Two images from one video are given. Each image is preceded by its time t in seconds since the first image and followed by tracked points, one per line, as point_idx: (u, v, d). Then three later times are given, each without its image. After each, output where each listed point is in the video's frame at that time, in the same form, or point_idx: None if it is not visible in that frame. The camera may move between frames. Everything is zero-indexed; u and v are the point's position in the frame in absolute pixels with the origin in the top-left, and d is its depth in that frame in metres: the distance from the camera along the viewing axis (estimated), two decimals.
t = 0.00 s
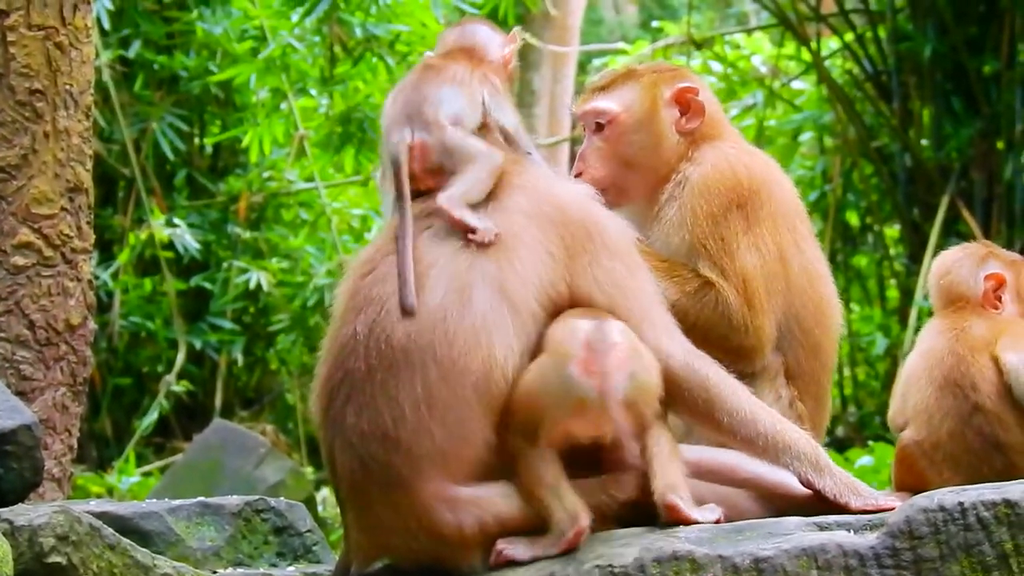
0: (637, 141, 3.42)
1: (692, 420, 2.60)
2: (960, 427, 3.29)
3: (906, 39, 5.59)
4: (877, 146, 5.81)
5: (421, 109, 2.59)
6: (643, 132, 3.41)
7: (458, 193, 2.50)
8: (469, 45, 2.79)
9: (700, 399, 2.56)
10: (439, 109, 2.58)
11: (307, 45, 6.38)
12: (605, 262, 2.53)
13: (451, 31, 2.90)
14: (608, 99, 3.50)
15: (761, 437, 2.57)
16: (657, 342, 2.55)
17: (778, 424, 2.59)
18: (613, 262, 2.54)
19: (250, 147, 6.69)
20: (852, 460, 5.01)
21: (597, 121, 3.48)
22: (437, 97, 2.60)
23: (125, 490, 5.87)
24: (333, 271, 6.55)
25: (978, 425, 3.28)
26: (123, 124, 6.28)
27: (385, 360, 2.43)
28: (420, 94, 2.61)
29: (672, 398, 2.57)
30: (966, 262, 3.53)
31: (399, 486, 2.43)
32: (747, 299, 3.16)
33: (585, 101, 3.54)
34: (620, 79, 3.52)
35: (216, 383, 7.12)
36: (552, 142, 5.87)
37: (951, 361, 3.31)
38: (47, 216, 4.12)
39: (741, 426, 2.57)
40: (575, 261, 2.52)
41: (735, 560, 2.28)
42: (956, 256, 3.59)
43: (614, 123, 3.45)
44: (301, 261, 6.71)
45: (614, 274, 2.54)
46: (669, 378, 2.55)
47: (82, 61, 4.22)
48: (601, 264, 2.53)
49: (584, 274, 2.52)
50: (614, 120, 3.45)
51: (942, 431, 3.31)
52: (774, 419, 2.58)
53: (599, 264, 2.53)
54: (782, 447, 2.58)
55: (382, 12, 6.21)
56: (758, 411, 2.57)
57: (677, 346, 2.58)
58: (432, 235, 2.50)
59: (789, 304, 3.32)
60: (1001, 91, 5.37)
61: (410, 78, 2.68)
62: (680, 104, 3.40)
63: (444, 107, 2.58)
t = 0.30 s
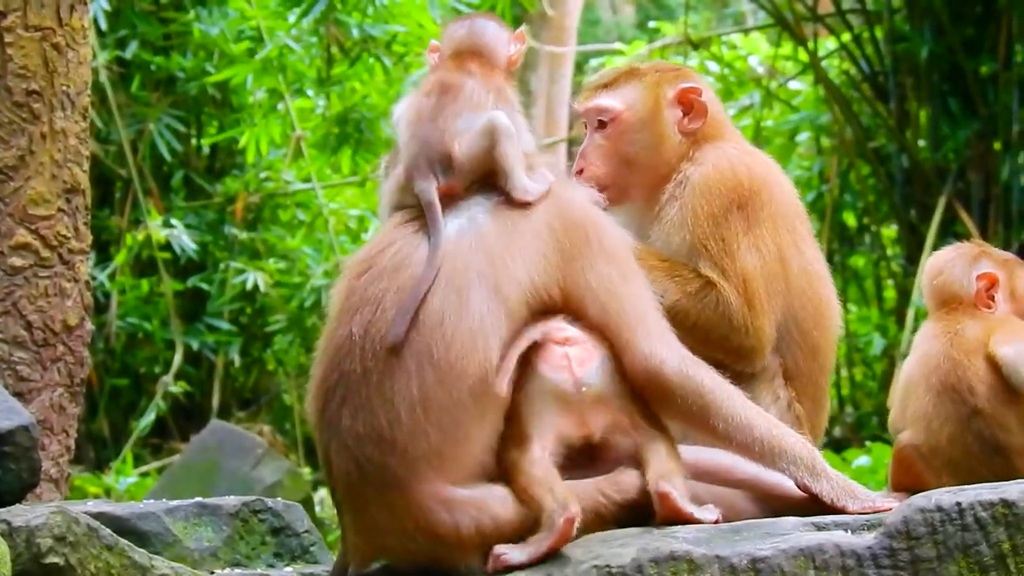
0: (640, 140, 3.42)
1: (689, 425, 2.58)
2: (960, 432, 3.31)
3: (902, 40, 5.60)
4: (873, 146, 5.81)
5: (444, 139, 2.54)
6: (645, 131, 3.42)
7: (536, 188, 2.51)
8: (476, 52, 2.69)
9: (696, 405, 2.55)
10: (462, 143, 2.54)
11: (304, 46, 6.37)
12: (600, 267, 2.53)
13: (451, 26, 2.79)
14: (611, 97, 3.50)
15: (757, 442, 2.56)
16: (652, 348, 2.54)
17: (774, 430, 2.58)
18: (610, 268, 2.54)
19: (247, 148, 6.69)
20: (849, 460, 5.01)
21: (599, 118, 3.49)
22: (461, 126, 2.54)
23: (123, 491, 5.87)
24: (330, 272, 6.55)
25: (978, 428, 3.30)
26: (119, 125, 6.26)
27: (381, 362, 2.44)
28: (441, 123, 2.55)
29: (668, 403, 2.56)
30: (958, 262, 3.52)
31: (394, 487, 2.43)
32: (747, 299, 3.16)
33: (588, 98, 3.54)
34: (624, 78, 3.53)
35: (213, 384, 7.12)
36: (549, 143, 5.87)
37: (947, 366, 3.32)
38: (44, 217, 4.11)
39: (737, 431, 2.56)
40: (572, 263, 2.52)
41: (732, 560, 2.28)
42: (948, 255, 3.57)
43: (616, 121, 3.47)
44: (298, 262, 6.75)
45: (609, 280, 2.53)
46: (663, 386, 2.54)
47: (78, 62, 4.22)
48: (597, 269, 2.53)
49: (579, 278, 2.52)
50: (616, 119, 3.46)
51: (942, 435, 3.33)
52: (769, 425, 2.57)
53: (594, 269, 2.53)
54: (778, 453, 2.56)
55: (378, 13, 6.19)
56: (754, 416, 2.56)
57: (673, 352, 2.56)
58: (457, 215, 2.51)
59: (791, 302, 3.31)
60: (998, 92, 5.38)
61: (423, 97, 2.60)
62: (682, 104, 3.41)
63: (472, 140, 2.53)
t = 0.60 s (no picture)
0: (645, 136, 3.42)
1: (687, 427, 2.59)
2: (963, 431, 3.31)
3: (901, 39, 5.60)
4: (872, 145, 5.82)
5: (428, 159, 2.52)
6: (650, 128, 3.42)
7: (506, 203, 2.48)
8: (457, 53, 2.64)
9: (694, 407, 2.55)
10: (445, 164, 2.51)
11: (302, 44, 6.36)
12: (599, 271, 2.52)
13: (424, 19, 2.72)
14: (616, 91, 3.50)
15: (754, 444, 2.56)
16: (650, 350, 2.54)
17: (772, 430, 2.57)
18: (609, 271, 2.53)
19: (246, 146, 6.69)
20: (847, 459, 5.00)
21: (603, 113, 3.48)
22: (443, 142, 2.52)
23: (121, 490, 5.87)
24: (329, 271, 6.55)
25: (981, 428, 3.29)
26: (118, 125, 6.24)
27: (378, 362, 2.43)
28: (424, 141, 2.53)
29: (666, 404, 2.56)
30: (962, 257, 3.52)
31: (391, 487, 2.45)
32: (748, 298, 3.17)
33: (592, 92, 3.54)
34: (629, 73, 3.52)
35: (211, 383, 7.11)
36: (547, 141, 5.87)
37: (952, 363, 3.31)
38: (43, 216, 4.11)
39: (734, 433, 2.56)
40: (569, 268, 2.50)
41: (730, 559, 2.28)
42: (950, 251, 3.57)
43: (621, 116, 3.46)
44: (297, 261, 6.74)
45: (608, 284, 2.52)
46: (661, 389, 2.54)
47: (77, 61, 4.22)
48: (596, 272, 2.51)
49: (576, 282, 2.50)
50: (621, 113, 3.45)
51: (944, 434, 3.33)
52: (768, 425, 2.56)
53: (592, 272, 2.51)
54: (776, 455, 2.56)
55: (377, 12, 6.20)
56: (753, 418, 2.55)
57: (671, 354, 2.56)
58: (451, 217, 2.52)
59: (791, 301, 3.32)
60: (996, 90, 5.39)
61: (408, 117, 2.59)
62: (687, 103, 3.41)
63: (453, 159, 2.51)
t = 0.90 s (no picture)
0: (641, 124, 3.40)
1: (682, 424, 2.59)
2: (965, 424, 3.32)
3: (899, 36, 5.60)
4: (871, 142, 5.83)
5: (421, 161, 2.54)
6: (647, 116, 3.39)
7: (496, 206, 2.50)
8: (460, 56, 2.66)
9: (691, 405, 2.55)
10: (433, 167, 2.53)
11: (301, 42, 6.32)
12: (597, 268, 2.51)
13: (428, 18, 2.73)
14: (615, 76, 3.46)
15: (753, 442, 2.56)
16: (648, 348, 2.53)
17: (770, 428, 2.57)
18: (606, 268, 2.52)
19: (244, 143, 6.69)
20: (845, 456, 5.00)
21: (600, 97, 3.44)
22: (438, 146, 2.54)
23: (120, 487, 5.86)
24: (327, 268, 6.55)
25: (982, 421, 3.31)
26: (117, 122, 6.24)
27: (375, 360, 2.43)
28: (419, 143, 2.55)
29: (663, 402, 2.56)
30: (977, 253, 3.53)
31: (390, 484, 2.45)
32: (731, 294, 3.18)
33: (592, 75, 3.51)
34: (631, 59, 3.49)
35: (210, 380, 7.10)
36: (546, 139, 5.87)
37: (956, 356, 3.31)
38: (41, 213, 4.11)
39: (732, 431, 2.56)
40: (566, 266, 2.51)
41: (728, 557, 2.28)
42: (965, 247, 3.58)
43: (618, 102, 3.43)
44: (295, 259, 6.77)
45: (607, 282, 2.52)
46: (659, 387, 2.54)
47: (75, 58, 4.21)
48: (593, 270, 2.51)
49: (573, 279, 2.51)
50: (619, 100, 3.42)
51: (946, 427, 3.33)
52: (766, 423, 2.57)
53: (590, 269, 2.51)
54: (775, 452, 2.56)
55: (375, 9, 6.20)
56: (751, 415, 2.56)
57: (669, 352, 2.55)
58: (443, 218, 2.54)
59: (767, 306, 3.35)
60: (995, 88, 5.40)
61: (405, 118, 2.61)
62: (685, 96, 3.39)
63: (444, 162, 2.52)
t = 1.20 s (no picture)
0: (626, 114, 3.38)
1: (678, 422, 2.58)
2: (995, 417, 3.45)
3: (897, 35, 5.61)
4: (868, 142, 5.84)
5: (421, 160, 2.57)
6: (633, 107, 3.38)
7: (486, 208, 2.50)
8: (453, 57, 2.72)
9: (686, 403, 2.55)
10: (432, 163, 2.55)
11: (297, 41, 6.35)
12: (591, 267, 2.51)
13: (424, 20, 2.78)
14: (602, 65, 3.45)
15: (749, 439, 2.55)
16: (642, 347, 2.53)
17: (766, 425, 2.57)
18: (600, 267, 2.52)
19: (241, 142, 6.68)
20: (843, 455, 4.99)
21: (587, 85, 3.44)
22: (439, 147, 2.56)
23: (117, 486, 5.85)
24: (325, 267, 6.55)
25: (1011, 419, 3.45)
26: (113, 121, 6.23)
27: (370, 360, 2.43)
28: (419, 145, 2.58)
29: (658, 399, 2.55)
30: (1011, 250, 3.67)
31: (387, 482, 2.45)
32: (726, 290, 3.20)
33: (580, 63, 3.50)
34: (620, 50, 3.47)
35: (207, 380, 7.08)
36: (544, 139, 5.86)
37: (1006, 347, 3.45)
38: (37, 212, 4.10)
39: (728, 430, 2.55)
40: (560, 265, 2.51)
41: (725, 556, 2.27)
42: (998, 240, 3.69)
43: (604, 91, 3.42)
44: (292, 258, 6.71)
45: (601, 281, 2.52)
46: (655, 385, 2.54)
47: (72, 57, 4.21)
48: (588, 270, 2.51)
49: (567, 278, 2.50)
50: (605, 89, 3.41)
51: (978, 416, 3.45)
52: (762, 421, 2.56)
53: (585, 268, 2.51)
54: (771, 450, 2.55)
55: (372, 8, 6.20)
56: (747, 414, 2.55)
57: (665, 351, 2.55)
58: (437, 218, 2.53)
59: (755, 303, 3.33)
60: (992, 87, 5.40)
61: (405, 120, 2.66)
62: (673, 91, 3.35)
63: (444, 164, 2.54)
